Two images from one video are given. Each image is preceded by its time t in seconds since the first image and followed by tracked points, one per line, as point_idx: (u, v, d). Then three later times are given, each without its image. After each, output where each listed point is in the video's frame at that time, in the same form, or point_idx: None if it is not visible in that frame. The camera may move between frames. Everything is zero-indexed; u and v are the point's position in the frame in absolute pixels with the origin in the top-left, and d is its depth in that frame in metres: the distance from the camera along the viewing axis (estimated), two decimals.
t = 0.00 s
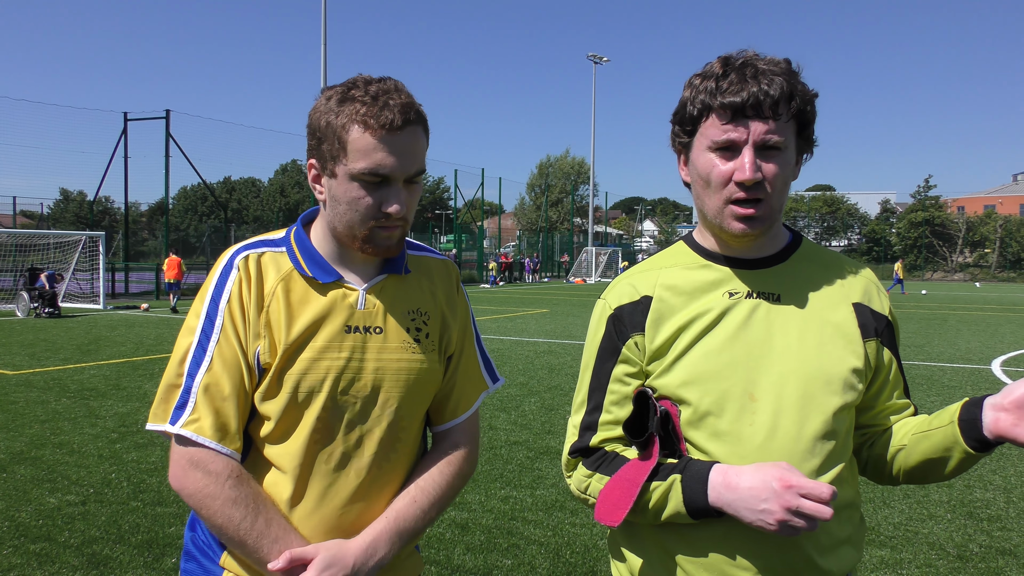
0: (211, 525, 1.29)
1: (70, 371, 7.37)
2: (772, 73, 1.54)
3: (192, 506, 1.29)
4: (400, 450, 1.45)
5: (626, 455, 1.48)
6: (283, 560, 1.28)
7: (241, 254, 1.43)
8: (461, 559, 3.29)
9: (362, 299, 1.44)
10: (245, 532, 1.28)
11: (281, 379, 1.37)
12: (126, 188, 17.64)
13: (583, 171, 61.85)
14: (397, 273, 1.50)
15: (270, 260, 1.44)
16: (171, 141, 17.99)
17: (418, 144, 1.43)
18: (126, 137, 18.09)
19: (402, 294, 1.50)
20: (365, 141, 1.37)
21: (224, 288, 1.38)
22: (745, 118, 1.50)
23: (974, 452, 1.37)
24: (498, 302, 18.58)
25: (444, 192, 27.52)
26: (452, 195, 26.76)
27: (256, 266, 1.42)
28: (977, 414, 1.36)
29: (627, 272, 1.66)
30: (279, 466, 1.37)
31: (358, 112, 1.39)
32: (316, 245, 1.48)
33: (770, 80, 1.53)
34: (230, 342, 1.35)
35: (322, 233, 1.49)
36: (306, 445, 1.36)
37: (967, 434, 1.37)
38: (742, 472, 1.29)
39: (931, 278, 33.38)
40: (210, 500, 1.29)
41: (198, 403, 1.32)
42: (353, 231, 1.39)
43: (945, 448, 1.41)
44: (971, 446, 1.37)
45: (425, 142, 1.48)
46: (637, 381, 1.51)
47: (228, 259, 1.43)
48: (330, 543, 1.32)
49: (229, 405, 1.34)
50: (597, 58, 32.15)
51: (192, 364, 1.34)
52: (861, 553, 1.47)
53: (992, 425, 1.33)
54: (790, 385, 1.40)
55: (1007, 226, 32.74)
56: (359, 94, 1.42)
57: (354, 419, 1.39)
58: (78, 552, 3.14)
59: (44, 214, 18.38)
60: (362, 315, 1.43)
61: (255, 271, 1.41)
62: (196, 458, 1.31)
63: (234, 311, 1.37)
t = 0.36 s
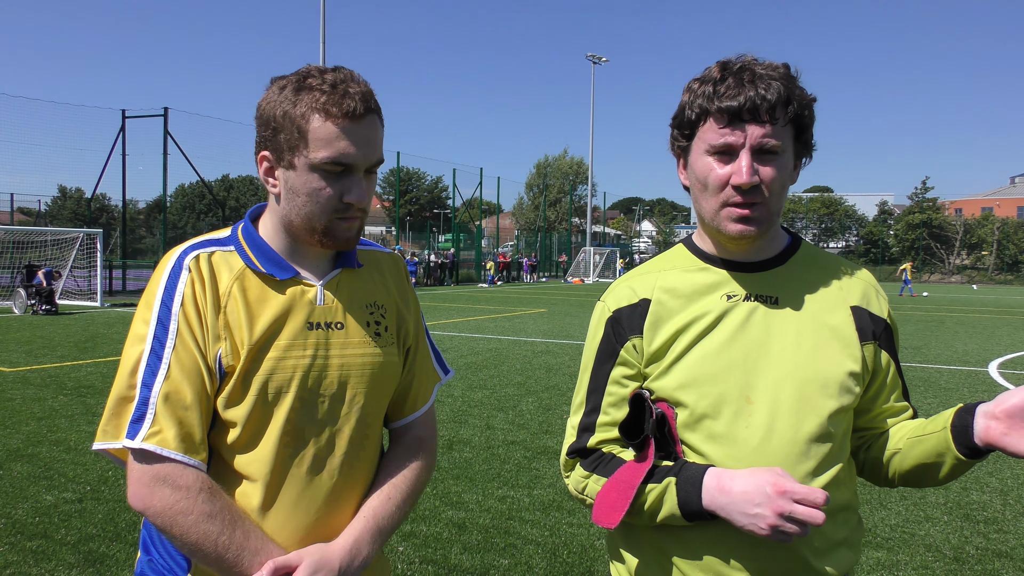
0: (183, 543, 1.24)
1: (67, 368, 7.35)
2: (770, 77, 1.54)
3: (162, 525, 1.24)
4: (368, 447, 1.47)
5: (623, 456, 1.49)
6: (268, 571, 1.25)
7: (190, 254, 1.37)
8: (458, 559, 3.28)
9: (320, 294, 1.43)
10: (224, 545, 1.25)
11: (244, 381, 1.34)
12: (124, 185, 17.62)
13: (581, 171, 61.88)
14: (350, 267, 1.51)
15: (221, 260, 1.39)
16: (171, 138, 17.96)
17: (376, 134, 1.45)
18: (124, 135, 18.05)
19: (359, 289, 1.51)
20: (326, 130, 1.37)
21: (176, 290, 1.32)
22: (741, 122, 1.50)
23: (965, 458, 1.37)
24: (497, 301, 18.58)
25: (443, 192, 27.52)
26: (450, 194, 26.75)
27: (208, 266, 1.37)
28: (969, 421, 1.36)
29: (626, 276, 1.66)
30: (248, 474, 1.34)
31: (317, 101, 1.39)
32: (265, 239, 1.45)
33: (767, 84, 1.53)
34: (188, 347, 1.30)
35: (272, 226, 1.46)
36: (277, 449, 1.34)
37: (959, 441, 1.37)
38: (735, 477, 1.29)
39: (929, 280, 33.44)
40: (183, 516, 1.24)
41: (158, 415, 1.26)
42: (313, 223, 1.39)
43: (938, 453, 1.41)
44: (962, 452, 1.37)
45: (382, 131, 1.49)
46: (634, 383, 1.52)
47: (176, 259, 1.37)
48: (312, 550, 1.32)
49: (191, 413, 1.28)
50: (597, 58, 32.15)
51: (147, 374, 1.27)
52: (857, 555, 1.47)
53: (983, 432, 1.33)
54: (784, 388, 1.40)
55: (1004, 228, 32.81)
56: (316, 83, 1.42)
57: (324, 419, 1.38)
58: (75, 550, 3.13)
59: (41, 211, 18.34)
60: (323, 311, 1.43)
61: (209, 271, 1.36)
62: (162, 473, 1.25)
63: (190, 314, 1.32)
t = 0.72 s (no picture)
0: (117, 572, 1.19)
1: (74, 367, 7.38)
2: (779, 75, 1.53)
3: (93, 554, 1.18)
4: (318, 450, 1.42)
5: (630, 457, 1.48)
6: None
7: (106, 259, 1.29)
8: (462, 559, 3.28)
9: (254, 293, 1.38)
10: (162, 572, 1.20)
11: (174, 393, 1.28)
12: (130, 185, 17.68)
13: (586, 171, 61.83)
14: (285, 261, 1.46)
15: (142, 263, 1.32)
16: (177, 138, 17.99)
17: (307, 118, 1.40)
18: (131, 134, 18.08)
19: (296, 283, 1.47)
20: (253, 115, 1.32)
21: (93, 299, 1.25)
22: (749, 119, 1.49)
23: (981, 464, 1.36)
24: (502, 301, 18.59)
25: (448, 191, 27.54)
26: (455, 194, 26.77)
27: (127, 271, 1.29)
28: (985, 426, 1.35)
29: (634, 275, 1.65)
30: (188, 493, 1.28)
31: (242, 83, 1.33)
32: (189, 236, 1.38)
33: (776, 82, 1.51)
34: (109, 361, 1.23)
35: (195, 224, 1.39)
36: (218, 463, 1.28)
37: (975, 446, 1.36)
38: (741, 479, 1.28)
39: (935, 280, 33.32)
40: (115, 544, 1.18)
41: (80, 437, 1.19)
42: (243, 216, 1.33)
43: (952, 458, 1.40)
44: (978, 458, 1.36)
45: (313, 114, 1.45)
46: (642, 384, 1.51)
47: (91, 264, 1.29)
48: (259, 567, 1.28)
49: (117, 432, 1.22)
50: (602, 58, 32.12)
51: (64, 393, 1.20)
52: (865, 558, 1.45)
53: (1000, 439, 1.32)
54: (794, 390, 1.39)
55: (1011, 228, 32.66)
56: (239, 64, 1.36)
57: (268, 426, 1.33)
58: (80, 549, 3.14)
59: (48, 210, 18.41)
60: (258, 311, 1.37)
61: (129, 277, 1.29)
62: (90, 500, 1.19)
63: (109, 324, 1.24)
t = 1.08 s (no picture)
0: None
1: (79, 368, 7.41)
2: (786, 76, 1.52)
3: None
4: (299, 449, 1.43)
5: (635, 458, 1.47)
6: None
7: (60, 275, 1.24)
8: (467, 559, 3.28)
9: (220, 298, 1.37)
10: None
11: (148, 410, 1.26)
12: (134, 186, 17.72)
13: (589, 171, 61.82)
14: (247, 260, 1.46)
15: (99, 276, 1.27)
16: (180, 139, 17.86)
17: (265, 112, 1.39)
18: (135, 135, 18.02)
19: (260, 282, 1.46)
20: (212, 112, 1.31)
21: (51, 321, 1.21)
22: (756, 121, 1.49)
23: (984, 468, 1.35)
24: (505, 301, 18.60)
25: (451, 192, 27.57)
26: (458, 194, 26.79)
27: (84, 288, 1.25)
28: (987, 431, 1.35)
29: (640, 275, 1.64)
30: (173, 510, 1.28)
31: (198, 79, 1.31)
32: (146, 243, 1.36)
33: (783, 83, 1.51)
34: (76, 384, 1.20)
35: (150, 229, 1.37)
36: (202, 476, 1.28)
37: (978, 451, 1.36)
38: (745, 480, 1.28)
39: (939, 279, 33.25)
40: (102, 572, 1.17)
41: (53, 465, 1.17)
42: (206, 217, 1.32)
43: (956, 462, 1.40)
44: (981, 463, 1.35)
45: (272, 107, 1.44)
46: (648, 385, 1.50)
47: (42, 286, 1.23)
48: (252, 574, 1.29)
49: (92, 457, 1.19)
50: (604, 58, 32.11)
51: (31, 422, 1.17)
52: (871, 561, 1.45)
53: (1003, 443, 1.32)
54: (800, 390, 1.39)
55: (1015, 227, 32.59)
56: (192, 58, 1.33)
57: (248, 432, 1.33)
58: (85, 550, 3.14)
59: (51, 211, 18.45)
60: (226, 316, 1.37)
61: (87, 294, 1.24)
62: (72, 529, 1.18)
63: (71, 346, 1.21)
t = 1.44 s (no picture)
0: None
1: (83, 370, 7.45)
2: (786, 75, 1.53)
3: None
4: (321, 449, 1.43)
5: (638, 459, 1.48)
6: None
7: (78, 283, 1.27)
8: (471, 560, 3.29)
9: (236, 299, 1.37)
10: None
11: (167, 413, 1.28)
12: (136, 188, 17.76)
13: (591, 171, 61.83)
14: (263, 261, 1.46)
15: (115, 283, 1.30)
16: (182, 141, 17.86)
17: (275, 111, 1.40)
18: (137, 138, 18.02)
19: (278, 282, 1.47)
20: (223, 113, 1.32)
21: (71, 327, 1.24)
22: (755, 121, 1.50)
23: (984, 470, 1.36)
24: (508, 302, 18.61)
25: (453, 193, 27.60)
26: (460, 195, 26.79)
27: (103, 294, 1.28)
28: (986, 432, 1.36)
29: (640, 276, 1.65)
30: (194, 512, 1.29)
31: (208, 80, 1.32)
32: (162, 248, 1.38)
33: (782, 82, 1.51)
34: (96, 388, 1.22)
35: (165, 234, 1.39)
36: (222, 477, 1.29)
37: (978, 452, 1.36)
38: (746, 480, 1.28)
39: (942, 278, 33.19)
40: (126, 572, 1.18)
41: (76, 468, 1.20)
42: (222, 218, 1.33)
43: (955, 463, 1.40)
44: (981, 464, 1.36)
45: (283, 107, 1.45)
46: (649, 386, 1.51)
47: (59, 293, 1.26)
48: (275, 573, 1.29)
49: (113, 460, 1.22)
50: (606, 58, 32.09)
51: (54, 426, 1.20)
52: (875, 561, 1.45)
53: (1002, 444, 1.33)
54: (800, 390, 1.39)
55: (1018, 225, 32.53)
56: (200, 60, 1.34)
57: (266, 433, 1.34)
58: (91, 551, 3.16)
59: (54, 214, 18.47)
60: (242, 318, 1.37)
61: (104, 300, 1.27)
62: (96, 530, 1.20)
63: (91, 351, 1.24)
